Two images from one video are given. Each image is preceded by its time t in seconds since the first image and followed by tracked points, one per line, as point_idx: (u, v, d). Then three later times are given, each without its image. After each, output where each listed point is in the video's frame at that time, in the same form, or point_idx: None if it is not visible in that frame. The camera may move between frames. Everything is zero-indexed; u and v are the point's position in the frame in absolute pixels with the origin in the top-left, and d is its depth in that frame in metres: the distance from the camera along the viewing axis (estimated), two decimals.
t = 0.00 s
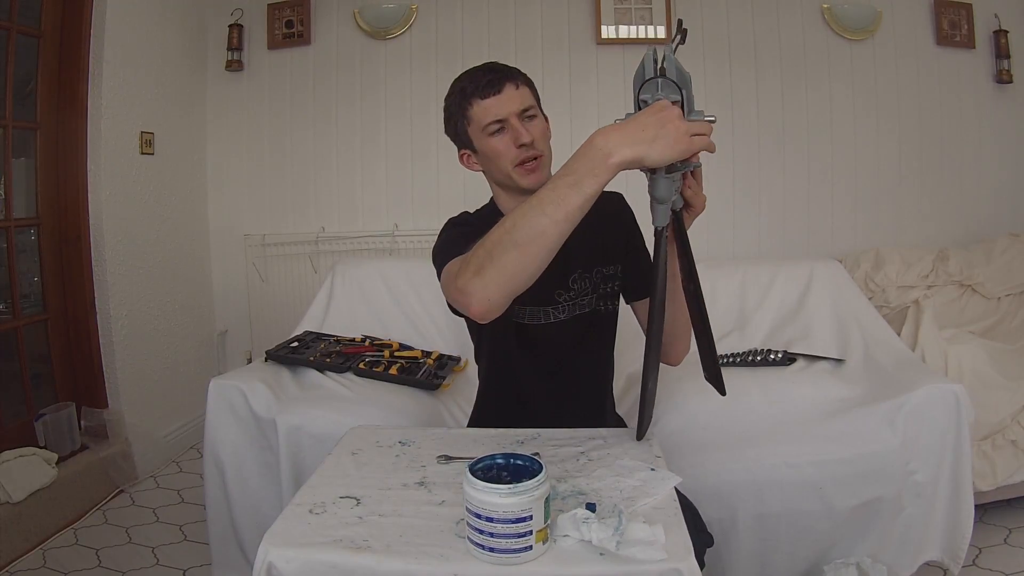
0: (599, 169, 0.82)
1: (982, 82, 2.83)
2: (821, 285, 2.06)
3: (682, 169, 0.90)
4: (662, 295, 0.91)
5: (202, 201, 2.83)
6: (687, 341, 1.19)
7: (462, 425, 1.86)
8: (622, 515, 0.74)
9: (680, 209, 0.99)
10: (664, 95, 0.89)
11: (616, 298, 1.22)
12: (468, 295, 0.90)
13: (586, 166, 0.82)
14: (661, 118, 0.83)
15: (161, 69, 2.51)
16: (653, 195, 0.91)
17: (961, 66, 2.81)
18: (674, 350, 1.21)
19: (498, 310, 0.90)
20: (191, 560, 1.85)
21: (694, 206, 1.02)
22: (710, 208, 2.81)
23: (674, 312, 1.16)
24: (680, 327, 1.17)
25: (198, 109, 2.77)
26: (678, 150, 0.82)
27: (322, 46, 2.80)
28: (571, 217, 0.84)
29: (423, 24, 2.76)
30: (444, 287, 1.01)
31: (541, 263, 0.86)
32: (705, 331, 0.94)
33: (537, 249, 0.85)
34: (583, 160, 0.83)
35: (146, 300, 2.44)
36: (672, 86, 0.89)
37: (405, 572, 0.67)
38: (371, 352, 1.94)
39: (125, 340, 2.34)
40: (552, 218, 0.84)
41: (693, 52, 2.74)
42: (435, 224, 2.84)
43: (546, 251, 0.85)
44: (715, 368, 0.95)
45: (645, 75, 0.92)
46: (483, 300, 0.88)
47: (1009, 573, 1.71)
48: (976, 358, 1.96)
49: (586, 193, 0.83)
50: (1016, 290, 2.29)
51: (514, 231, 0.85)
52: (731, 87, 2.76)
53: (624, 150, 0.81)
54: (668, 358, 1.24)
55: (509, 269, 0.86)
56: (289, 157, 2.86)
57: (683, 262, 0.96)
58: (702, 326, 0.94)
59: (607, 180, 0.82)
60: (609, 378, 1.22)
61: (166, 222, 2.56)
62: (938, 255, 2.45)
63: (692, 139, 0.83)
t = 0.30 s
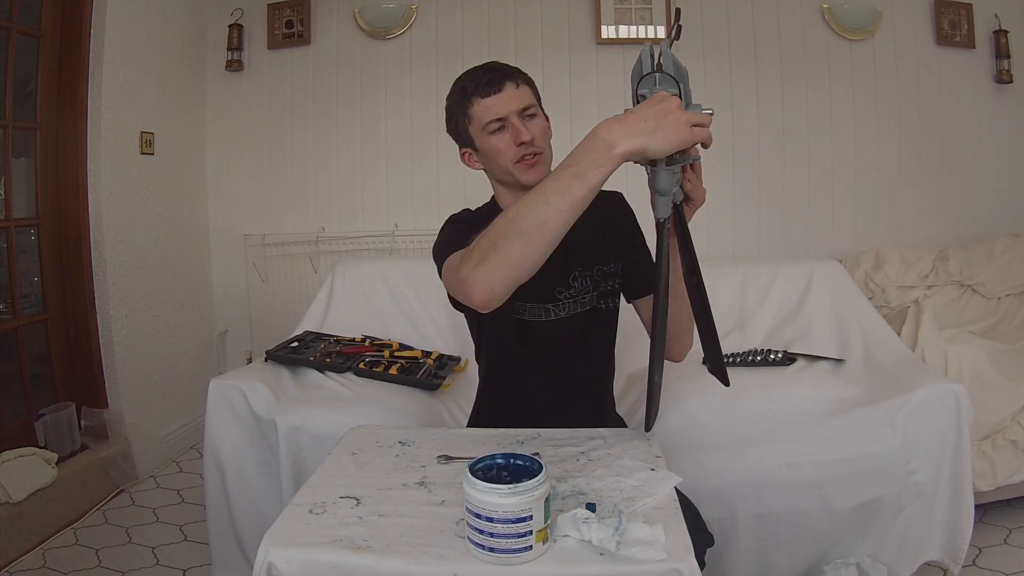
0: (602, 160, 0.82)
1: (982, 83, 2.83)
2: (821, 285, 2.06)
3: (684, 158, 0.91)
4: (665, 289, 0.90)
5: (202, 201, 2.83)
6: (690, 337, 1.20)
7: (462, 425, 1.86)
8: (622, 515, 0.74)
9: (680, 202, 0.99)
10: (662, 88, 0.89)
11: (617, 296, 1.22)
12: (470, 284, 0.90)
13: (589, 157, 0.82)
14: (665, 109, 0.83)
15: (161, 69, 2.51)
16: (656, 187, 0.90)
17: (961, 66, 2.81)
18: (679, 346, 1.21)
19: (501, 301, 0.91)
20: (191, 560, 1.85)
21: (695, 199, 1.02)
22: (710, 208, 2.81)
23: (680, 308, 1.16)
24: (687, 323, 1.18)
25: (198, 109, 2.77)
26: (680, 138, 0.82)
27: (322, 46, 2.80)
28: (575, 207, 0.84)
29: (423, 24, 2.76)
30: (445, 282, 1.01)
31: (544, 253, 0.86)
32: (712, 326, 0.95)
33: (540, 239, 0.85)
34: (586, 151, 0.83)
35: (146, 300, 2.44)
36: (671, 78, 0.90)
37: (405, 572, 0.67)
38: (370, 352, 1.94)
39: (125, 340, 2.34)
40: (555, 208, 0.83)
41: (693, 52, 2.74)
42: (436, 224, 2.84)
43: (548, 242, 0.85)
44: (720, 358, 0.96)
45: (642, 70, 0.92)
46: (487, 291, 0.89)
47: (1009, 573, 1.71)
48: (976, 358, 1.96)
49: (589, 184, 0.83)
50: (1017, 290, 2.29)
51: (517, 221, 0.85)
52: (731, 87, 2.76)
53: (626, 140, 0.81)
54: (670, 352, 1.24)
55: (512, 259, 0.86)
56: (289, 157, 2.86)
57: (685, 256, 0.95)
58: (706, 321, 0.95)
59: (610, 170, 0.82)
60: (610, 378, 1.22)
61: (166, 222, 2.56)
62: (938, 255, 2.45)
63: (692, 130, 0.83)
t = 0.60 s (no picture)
0: (604, 157, 0.82)
1: (982, 83, 2.83)
2: (821, 285, 2.06)
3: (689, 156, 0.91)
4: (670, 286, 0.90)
5: (202, 201, 2.83)
6: (691, 334, 1.21)
7: (462, 425, 1.86)
8: (622, 515, 0.74)
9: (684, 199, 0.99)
10: (667, 87, 0.89)
11: (617, 295, 1.23)
12: (475, 280, 0.90)
13: (591, 154, 0.82)
14: (667, 107, 0.83)
15: (161, 69, 2.51)
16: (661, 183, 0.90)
17: (961, 66, 2.82)
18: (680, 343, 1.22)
19: (501, 298, 0.91)
20: (191, 560, 1.85)
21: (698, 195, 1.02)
22: (710, 208, 2.81)
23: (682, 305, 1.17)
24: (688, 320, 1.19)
25: (198, 110, 2.77)
26: (682, 135, 0.82)
27: (323, 47, 2.80)
28: (578, 203, 0.84)
29: (423, 24, 2.76)
30: (449, 280, 1.01)
31: (547, 249, 0.86)
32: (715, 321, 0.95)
33: (544, 235, 0.85)
34: (588, 149, 0.83)
35: (146, 300, 2.44)
36: (676, 77, 0.90)
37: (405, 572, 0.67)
38: (371, 352, 1.94)
39: (125, 340, 2.34)
40: (559, 205, 0.83)
41: (693, 52, 2.74)
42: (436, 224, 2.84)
43: (551, 238, 0.85)
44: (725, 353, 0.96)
45: (646, 69, 0.92)
46: (489, 286, 0.89)
47: (1009, 573, 1.71)
48: (976, 358, 1.96)
49: (591, 181, 0.83)
50: (1017, 290, 2.29)
51: (521, 218, 0.85)
52: (731, 87, 2.76)
53: (629, 137, 0.81)
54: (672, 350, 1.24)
55: (515, 254, 0.86)
56: (289, 157, 2.86)
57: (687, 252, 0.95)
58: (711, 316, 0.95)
59: (613, 167, 0.82)
60: (610, 377, 1.22)
61: (166, 222, 2.56)
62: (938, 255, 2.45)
63: (693, 129, 0.83)
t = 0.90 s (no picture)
0: (602, 164, 0.82)
1: (982, 83, 2.83)
2: (821, 285, 2.06)
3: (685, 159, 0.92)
4: (664, 288, 0.92)
5: (202, 201, 2.83)
6: (694, 332, 1.21)
7: (462, 425, 1.86)
8: (622, 515, 0.74)
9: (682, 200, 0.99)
10: (661, 91, 0.89)
11: (617, 294, 1.23)
12: (471, 285, 0.89)
13: (590, 162, 0.82)
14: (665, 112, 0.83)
15: (161, 68, 2.51)
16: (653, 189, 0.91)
17: (961, 66, 2.82)
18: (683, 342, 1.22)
19: (499, 301, 0.91)
20: (191, 560, 1.85)
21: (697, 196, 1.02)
22: (710, 207, 2.81)
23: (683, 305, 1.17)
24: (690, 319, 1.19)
25: (198, 110, 2.77)
26: (680, 141, 0.83)
27: (322, 47, 2.81)
28: (576, 209, 0.84)
29: (423, 24, 2.76)
30: (446, 282, 1.01)
31: (545, 254, 0.86)
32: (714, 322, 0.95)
33: (542, 240, 0.85)
34: (586, 156, 0.83)
35: (146, 299, 2.44)
36: (671, 82, 0.90)
37: (405, 572, 0.67)
38: (371, 352, 1.94)
39: (125, 340, 2.34)
40: (557, 211, 0.83)
41: (693, 52, 2.74)
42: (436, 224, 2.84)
43: (549, 242, 0.85)
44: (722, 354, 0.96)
45: (642, 71, 0.92)
46: (486, 290, 0.88)
47: (1010, 573, 1.70)
48: (976, 359, 1.96)
49: (589, 187, 0.83)
50: (1017, 290, 2.29)
51: (518, 224, 0.85)
52: (731, 87, 2.76)
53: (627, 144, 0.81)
54: (674, 349, 1.25)
55: (512, 260, 0.86)
56: (289, 157, 2.86)
57: (685, 253, 0.95)
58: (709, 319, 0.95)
59: (611, 173, 0.82)
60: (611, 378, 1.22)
61: (166, 222, 2.56)
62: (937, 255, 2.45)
63: (689, 133, 0.83)
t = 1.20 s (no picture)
0: (559, 167, 0.86)
1: (982, 83, 2.83)
2: (821, 285, 2.06)
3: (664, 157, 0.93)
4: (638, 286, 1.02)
5: (202, 201, 2.83)
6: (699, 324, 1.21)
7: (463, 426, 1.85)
8: (622, 515, 0.74)
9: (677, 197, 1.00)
10: (633, 92, 0.88)
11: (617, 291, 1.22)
12: (441, 284, 0.95)
13: (547, 165, 0.87)
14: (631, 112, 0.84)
15: (161, 68, 2.51)
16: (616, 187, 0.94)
17: (961, 66, 2.82)
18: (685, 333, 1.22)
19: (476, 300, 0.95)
20: (192, 560, 1.85)
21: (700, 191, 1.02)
22: (710, 208, 2.81)
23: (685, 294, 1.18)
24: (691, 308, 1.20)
25: (197, 110, 2.77)
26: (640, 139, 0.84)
27: (322, 47, 2.80)
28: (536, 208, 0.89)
29: (423, 24, 2.76)
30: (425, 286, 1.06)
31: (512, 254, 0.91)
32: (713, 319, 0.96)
33: (504, 241, 0.90)
34: (544, 160, 0.88)
35: (146, 299, 2.44)
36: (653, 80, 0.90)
37: (405, 572, 0.67)
38: (370, 352, 1.94)
39: (125, 340, 2.34)
40: (517, 213, 0.88)
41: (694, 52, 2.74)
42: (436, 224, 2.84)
43: (514, 245, 0.90)
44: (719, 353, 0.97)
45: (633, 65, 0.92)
46: (455, 289, 0.93)
47: (1010, 573, 1.70)
48: (976, 359, 1.96)
49: (548, 190, 0.88)
50: (1017, 291, 2.29)
51: (483, 226, 0.91)
52: (731, 87, 2.76)
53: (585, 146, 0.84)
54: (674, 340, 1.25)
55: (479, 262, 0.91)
56: (289, 157, 2.86)
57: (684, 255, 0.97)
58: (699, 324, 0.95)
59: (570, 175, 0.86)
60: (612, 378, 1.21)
61: (166, 222, 2.56)
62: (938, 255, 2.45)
63: (651, 131, 0.83)
